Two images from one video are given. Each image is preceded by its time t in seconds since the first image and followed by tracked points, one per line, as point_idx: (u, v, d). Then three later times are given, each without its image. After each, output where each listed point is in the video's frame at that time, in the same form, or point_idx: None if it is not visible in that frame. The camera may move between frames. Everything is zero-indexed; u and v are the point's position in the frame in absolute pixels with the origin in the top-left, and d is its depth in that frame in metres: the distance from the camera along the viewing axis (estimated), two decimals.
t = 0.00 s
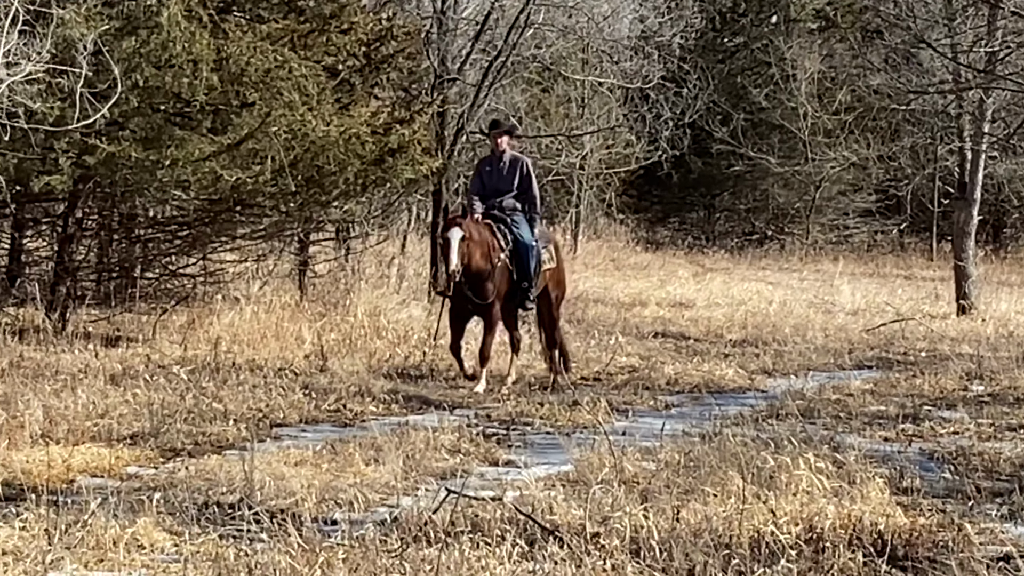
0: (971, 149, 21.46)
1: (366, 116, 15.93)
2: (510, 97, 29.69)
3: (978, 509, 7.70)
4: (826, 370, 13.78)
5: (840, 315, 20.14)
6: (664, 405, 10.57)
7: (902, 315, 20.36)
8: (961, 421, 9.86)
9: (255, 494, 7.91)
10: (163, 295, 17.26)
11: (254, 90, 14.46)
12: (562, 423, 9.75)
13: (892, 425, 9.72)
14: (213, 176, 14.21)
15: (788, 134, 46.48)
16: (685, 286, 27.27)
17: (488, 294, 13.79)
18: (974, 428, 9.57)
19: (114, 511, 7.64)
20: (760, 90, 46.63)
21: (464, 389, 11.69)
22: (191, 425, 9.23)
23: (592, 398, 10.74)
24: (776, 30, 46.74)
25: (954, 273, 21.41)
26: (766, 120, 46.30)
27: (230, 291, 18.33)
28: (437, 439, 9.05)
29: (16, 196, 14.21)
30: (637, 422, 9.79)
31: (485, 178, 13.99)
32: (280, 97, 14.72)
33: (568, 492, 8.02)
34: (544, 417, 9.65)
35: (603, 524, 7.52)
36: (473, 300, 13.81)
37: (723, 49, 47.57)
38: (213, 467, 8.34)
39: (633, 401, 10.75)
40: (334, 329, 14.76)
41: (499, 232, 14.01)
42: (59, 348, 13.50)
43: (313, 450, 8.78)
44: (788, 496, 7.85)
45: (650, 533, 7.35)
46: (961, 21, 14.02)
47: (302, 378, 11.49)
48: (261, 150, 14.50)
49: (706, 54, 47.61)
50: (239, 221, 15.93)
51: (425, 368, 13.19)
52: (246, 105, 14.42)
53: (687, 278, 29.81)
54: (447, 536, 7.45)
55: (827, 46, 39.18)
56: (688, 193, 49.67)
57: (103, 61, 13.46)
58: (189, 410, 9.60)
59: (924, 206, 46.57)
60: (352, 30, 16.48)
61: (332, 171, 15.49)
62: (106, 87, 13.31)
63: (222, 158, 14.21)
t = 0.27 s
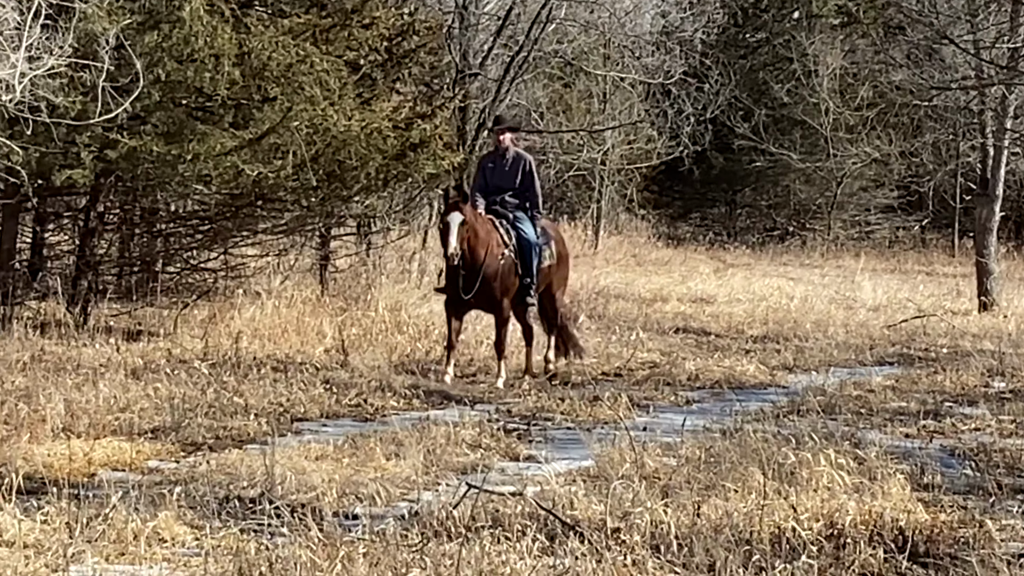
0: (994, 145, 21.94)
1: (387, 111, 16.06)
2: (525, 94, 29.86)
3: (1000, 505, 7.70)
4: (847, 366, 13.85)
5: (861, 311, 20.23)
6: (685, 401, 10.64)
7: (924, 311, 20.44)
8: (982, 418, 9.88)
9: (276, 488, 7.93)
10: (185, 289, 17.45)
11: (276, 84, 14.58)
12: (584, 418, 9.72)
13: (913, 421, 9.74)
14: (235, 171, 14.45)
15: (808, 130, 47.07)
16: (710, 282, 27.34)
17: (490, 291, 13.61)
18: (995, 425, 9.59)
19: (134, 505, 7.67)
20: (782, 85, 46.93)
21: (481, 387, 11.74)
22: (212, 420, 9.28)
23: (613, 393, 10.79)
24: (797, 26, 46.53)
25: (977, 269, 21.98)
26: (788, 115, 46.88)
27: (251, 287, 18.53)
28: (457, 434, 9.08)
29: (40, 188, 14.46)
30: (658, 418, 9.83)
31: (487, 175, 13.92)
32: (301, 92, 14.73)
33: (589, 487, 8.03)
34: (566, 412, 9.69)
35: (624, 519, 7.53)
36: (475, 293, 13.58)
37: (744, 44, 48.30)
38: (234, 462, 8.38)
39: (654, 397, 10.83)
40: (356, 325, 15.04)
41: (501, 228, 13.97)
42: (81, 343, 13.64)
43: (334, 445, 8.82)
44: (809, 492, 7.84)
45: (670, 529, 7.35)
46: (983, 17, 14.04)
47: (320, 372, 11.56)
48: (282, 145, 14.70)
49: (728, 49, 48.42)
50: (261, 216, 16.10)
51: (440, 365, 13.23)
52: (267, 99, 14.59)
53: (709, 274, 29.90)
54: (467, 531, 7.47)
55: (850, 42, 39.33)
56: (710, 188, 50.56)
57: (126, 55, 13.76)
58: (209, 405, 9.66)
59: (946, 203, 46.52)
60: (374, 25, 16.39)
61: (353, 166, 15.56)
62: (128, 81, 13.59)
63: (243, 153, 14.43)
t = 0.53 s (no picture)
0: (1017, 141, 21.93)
1: (410, 106, 16.45)
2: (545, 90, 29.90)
3: (1022, 501, 7.70)
4: (869, 362, 13.88)
5: (882, 306, 20.25)
6: (707, 396, 10.69)
7: (946, 306, 20.45)
8: (1004, 413, 9.90)
9: (298, 482, 7.96)
10: (206, 282, 17.61)
11: (298, 78, 14.94)
12: (605, 413, 9.80)
13: (935, 417, 9.76)
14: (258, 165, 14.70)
15: (832, 125, 46.20)
16: (733, 276, 27.35)
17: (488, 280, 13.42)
18: (1018, 420, 9.61)
19: (156, 499, 7.70)
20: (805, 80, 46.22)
21: (500, 383, 11.77)
22: (234, 413, 9.33)
23: (634, 388, 10.84)
24: (820, 20, 45.98)
25: (999, 265, 22.07)
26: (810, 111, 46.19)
27: (272, 281, 18.67)
28: (478, 429, 9.11)
29: (62, 182, 14.78)
30: (679, 413, 9.86)
31: (488, 162, 13.86)
32: (324, 85, 15.16)
33: (611, 482, 8.05)
34: (587, 407, 9.73)
35: (646, 514, 7.55)
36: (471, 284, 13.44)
37: (767, 39, 47.53)
38: (255, 456, 8.42)
39: (676, 392, 10.86)
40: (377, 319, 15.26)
41: (502, 215, 13.73)
42: (103, 336, 13.73)
43: (355, 439, 8.87)
44: (830, 487, 7.85)
45: (692, 524, 7.37)
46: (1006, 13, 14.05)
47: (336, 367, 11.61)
48: (305, 139, 15.00)
49: (750, 44, 47.47)
50: (284, 209, 16.34)
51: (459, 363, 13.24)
52: (291, 93, 14.95)
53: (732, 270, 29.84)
54: (489, 525, 7.49)
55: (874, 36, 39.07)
56: (732, 182, 50.00)
57: (148, 49, 13.99)
58: (231, 398, 9.73)
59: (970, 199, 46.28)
60: (396, 20, 16.96)
61: (376, 161, 15.84)
62: (151, 74, 13.82)
63: (266, 147, 14.71)
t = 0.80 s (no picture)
0: None
1: (430, 100, 16.50)
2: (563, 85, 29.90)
3: None
4: (887, 356, 13.95)
5: (900, 301, 20.27)
6: (727, 390, 10.77)
7: (964, 302, 20.46)
8: None
9: (319, 475, 8.01)
10: (228, 277, 17.69)
11: (319, 73, 14.95)
12: (625, 408, 9.91)
13: (954, 412, 9.81)
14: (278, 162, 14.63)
15: (851, 120, 46.19)
16: (751, 271, 27.33)
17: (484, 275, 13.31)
18: None
19: (178, 492, 7.76)
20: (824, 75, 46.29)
21: (518, 379, 11.82)
22: (255, 407, 9.42)
23: (653, 382, 10.92)
24: (839, 16, 46.24)
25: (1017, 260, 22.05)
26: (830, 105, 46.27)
27: (292, 276, 18.79)
28: (499, 423, 9.17)
29: (84, 176, 14.97)
30: (699, 408, 9.94)
31: (489, 159, 13.87)
32: (344, 81, 15.17)
33: (630, 476, 8.08)
34: (607, 402, 9.80)
35: (665, 508, 7.59)
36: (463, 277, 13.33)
37: (786, 35, 46.89)
38: (276, 449, 8.48)
39: (695, 387, 10.93)
40: (397, 313, 15.42)
41: (499, 211, 13.64)
42: (125, 330, 13.84)
43: (376, 432, 8.94)
44: (850, 482, 7.87)
45: (711, 517, 7.40)
46: None
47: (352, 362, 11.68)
48: (325, 134, 14.93)
49: (770, 40, 46.90)
50: (303, 205, 16.43)
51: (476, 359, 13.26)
52: (310, 89, 14.91)
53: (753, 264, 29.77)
54: (508, 519, 7.52)
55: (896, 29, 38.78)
56: (750, 177, 49.35)
57: (170, 44, 14.17)
58: (252, 392, 9.82)
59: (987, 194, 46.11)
60: (417, 15, 17.02)
61: (397, 156, 15.88)
62: (173, 69, 14.04)
63: (285, 144, 14.64)
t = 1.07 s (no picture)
0: None
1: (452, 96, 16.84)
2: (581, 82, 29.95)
3: None
4: (902, 350, 14.15)
5: (914, 296, 20.40)
6: (742, 384, 10.95)
7: (978, 297, 20.58)
8: None
9: (340, 467, 8.15)
10: (252, 271, 17.83)
11: (341, 71, 15.13)
12: (642, 400, 10.07)
13: (967, 406, 9.97)
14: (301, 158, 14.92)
15: (866, 118, 46.37)
16: (767, 266, 27.46)
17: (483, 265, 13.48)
18: None
19: (202, 482, 7.92)
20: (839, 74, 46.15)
21: (535, 373, 11.96)
22: (277, 400, 9.60)
23: (670, 376, 11.12)
24: (854, 15, 46.27)
25: None
26: (844, 103, 46.28)
27: (313, 271, 19.02)
28: (517, 415, 9.31)
29: (109, 172, 15.08)
30: (716, 401, 10.10)
31: (486, 149, 13.87)
32: (365, 78, 15.29)
33: (648, 468, 8.21)
34: (625, 394, 9.96)
35: (683, 500, 7.71)
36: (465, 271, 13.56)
37: (802, 34, 47.45)
38: (299, 441, 8.63)
39: (713, 380, 11.12)
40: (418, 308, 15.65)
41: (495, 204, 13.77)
42: (149, 323, 14.04)
43: (396, 425, 9.09)
44: (864, 474, 7.98)
45: (728, 509, 7.51)
46: None
47: (367, 356, 11.85)
48: (347, 130, 15.19)
49: (786, 39, 47.54)
50: (325, 201, 16.61)
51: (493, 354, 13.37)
52: (332, 87, 15.07)
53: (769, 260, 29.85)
54: (528, 510, 7.64)
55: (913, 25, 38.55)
56: (766, 174, 49.04)
57: (194, 41, 14.25)
58: (276, 384, 10.00)
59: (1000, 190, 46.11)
60: (438, 14, 17.09)
61: (418, 152, 16.24)
62: (196, 66, 14.10)
63: (307, 140, 14.91)
